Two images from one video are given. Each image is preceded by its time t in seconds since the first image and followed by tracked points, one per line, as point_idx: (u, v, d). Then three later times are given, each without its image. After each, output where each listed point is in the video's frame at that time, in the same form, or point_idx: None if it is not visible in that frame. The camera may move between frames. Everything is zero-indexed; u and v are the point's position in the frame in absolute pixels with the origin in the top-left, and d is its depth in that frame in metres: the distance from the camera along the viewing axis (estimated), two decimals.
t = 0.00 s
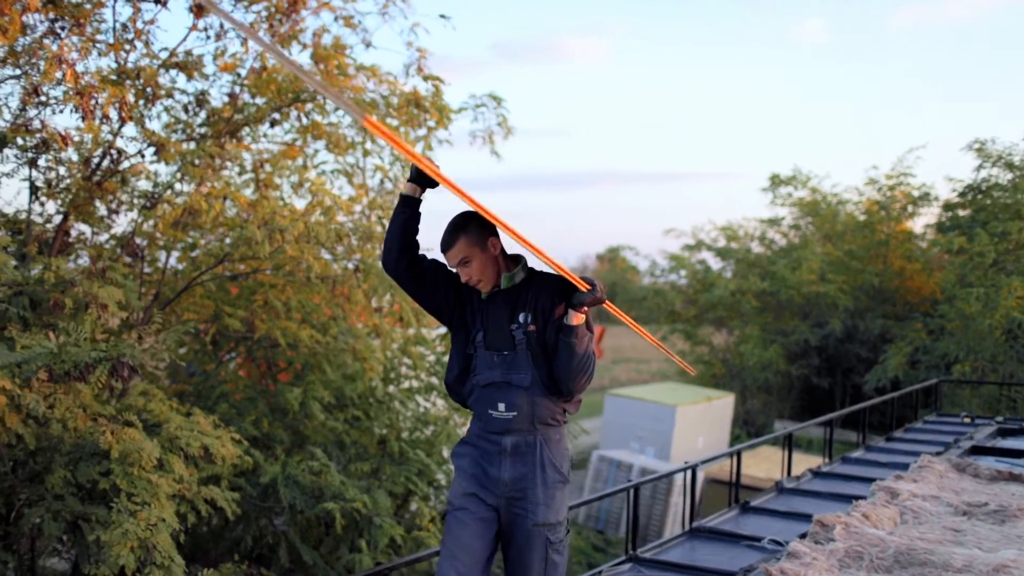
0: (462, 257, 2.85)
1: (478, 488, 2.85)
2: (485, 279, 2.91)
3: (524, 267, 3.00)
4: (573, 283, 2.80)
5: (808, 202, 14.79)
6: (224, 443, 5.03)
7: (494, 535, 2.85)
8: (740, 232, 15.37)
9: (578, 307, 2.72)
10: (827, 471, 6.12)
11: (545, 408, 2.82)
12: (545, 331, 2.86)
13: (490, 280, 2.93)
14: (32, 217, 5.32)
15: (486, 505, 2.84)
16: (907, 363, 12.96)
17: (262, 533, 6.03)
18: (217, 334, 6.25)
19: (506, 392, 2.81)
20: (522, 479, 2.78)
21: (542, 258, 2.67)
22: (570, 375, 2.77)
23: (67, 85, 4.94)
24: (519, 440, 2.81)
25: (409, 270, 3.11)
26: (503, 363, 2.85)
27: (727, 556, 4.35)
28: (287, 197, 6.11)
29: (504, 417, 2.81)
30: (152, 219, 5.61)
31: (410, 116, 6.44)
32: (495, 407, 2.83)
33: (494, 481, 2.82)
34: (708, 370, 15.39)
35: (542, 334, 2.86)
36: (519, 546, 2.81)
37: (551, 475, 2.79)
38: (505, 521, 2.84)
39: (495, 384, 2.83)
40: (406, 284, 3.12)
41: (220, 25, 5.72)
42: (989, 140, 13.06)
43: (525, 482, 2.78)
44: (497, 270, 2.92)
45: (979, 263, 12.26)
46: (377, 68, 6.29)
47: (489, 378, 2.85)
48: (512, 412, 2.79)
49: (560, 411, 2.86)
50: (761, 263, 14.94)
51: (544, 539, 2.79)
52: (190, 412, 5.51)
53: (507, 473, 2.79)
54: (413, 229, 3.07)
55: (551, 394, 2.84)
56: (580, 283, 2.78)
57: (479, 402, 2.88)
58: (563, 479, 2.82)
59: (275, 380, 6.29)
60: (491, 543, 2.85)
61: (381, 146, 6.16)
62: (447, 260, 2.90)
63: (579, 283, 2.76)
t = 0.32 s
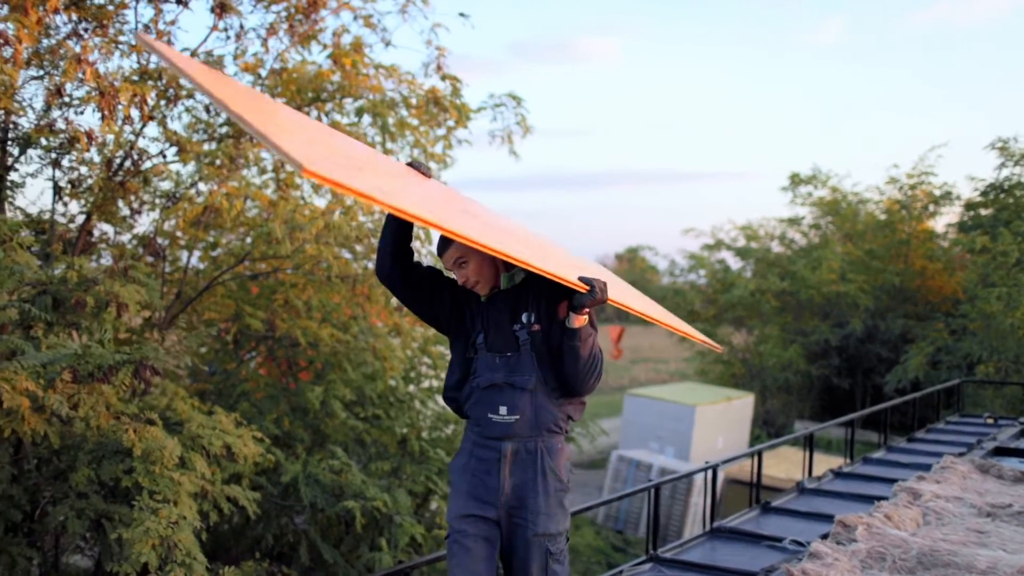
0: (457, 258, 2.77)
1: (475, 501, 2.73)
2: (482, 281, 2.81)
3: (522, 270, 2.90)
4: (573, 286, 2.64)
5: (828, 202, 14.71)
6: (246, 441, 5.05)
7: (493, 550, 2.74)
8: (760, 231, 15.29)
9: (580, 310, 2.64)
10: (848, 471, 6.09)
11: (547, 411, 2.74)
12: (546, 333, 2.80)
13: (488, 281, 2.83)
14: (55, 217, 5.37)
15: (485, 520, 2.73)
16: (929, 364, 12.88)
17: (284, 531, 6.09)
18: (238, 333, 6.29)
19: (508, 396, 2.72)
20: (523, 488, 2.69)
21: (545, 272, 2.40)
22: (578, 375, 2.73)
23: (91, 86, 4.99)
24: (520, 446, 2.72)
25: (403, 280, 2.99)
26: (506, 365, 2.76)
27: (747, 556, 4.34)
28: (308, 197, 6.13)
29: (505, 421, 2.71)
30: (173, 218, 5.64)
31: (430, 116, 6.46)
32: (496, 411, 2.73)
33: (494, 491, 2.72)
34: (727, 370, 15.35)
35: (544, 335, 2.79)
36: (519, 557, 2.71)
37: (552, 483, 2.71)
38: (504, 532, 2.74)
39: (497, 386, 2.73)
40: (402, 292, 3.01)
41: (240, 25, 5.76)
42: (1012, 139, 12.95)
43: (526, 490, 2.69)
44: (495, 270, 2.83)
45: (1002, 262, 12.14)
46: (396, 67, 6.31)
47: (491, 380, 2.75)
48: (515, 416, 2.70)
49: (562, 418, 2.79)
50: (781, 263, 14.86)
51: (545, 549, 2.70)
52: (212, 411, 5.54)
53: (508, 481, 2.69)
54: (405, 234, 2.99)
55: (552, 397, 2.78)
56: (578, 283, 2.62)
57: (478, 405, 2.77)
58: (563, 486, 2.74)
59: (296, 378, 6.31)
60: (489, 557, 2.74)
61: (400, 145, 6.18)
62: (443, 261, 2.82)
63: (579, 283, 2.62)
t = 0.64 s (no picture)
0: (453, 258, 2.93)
1: (481, 501, 2.86)
2: (479, 279, 2.98)
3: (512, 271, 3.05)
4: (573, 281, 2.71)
5: (846, 201, 14.64)
6: (264, 441, 5.06)
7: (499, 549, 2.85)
8: (777, 231, 15.23)
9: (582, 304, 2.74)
10: (866, 472, 6.06)
11: (550, 407, 2.84)
12: (547, 330, 2.92)
13: (484, 279, 3.00)
14: (74, 217, 5.40)
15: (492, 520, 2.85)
16: (947, 364, 12.80)
17: (302, 530, 6.09)
18: (256, 332, 6.29)
19: (510, 392, 2.82)
20: (526, 487, 2.78)
21: (515, 270, 2.44)
22: (582, 368, 2.84)
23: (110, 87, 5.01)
24: (523, 445, 2.82)
25: (398, 286, 3.14)
26: (507, 361, 2.86)
27: (766, 556, 4.33)
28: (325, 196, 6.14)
29: (508, 418, 2.81)
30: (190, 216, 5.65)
31: (446, 116, 6.47)
32: (499, 407, 2.83)
33: (498, 491, 2.84)
34: (744, 370, 15.31)
35: (544, 331, 2.91)
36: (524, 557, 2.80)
37: (555, 483, 2.79)
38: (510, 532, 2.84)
39: (499, 382, 2.84)
40: (400, 300, 3.16)
41: (256, 25, 5.78)
42: None
43: (529, 489, 2.78)
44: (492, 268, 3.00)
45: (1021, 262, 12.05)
46: (413, 67, 6.33)
47: (493, 376, 2.86)
48: (516, 412, 2.79)
49: (566, 414, 2.89)
50: (798, 263, 14.81)
51: (550, 550, 2.78)
52: (230, 411, 5.55)
53: (511, 480, 2.79)
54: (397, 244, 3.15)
55: (554, 393, 2.88)
56: (579, 279, 2.69)
57: (481, 402, 2.88)
58: (568, 487, 2.82)
59: (312, 378, 6.32)
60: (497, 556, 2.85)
61: (417, 145, 6.19)
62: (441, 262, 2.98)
63: (579, 279, 2.69)
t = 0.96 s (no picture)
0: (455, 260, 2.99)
1: (494, 501, 2.89)
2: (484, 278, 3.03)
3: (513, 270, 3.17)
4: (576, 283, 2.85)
5: (863, 201, 14.56)
6: (280, 441, 5.08)
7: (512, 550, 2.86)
8: (793, 231, 15.16)
9: (586, 306, 2.84)
10: (884, 472, 6.04)
11: (558, 405, 2.90)
12: (551, 328, 3.03)
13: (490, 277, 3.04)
14: (92, 217, 5.42)
15: (505, 519, 2.87)
16: (964, 364, 12.72)
17: (318, 529, 6.12)
18: (272, 332, 6.31)
19: (518, 390, 2.88)
20: (537, 484, 2.82)
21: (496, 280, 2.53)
22: (588, 366, 2.95)
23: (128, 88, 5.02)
24: (532, 443, 2.86)
25: (399, 288, 3.20)
26: (514, 360, 2.93)
27: (783, 557, 4.31)
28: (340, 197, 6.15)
29: (516, 417, 2.85)
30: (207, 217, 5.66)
31: (462, 116, 6.47)
32: (508, 406, 2.88)
33: (510, 490, 2.87)
34: (759, 370, 15.27)
35: (547, 329, 3.02)
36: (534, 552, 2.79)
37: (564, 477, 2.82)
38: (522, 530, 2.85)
39: (506, 382, 2.90)
40: (403, 303, 3.23)
41: (271, 24, 5.79)
42: None
43: (540, 485, 2.82)
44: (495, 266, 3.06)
45: None
46: (429, 66, 6.33)
47: (500, 376, 2.92)
48: (524, 410, 2.85)
49: (574, 409, 2.96)
50: (814, 262, 14.74)
51: (560, 543, 2.77)
52: (246, 410, 5.56)
53: (522, 476, 2.83)
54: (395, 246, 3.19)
55: (562, 391, 2.95)
56: (582, 280, 2.82)
57: (490, 402, 2.93)
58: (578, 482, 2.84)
59: (328, 377, 6.33)
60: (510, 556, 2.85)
61: (432, 145, 6.19)
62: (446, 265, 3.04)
63: (582, 281, 2.81)
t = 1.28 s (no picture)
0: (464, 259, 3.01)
1: (507, 500, 2.92)
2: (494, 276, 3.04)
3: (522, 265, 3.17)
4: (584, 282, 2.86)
5: (880, 200, 14.48)
6: (297, 440, 5.11)
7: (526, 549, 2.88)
8: (810, 230, 15.09)
9: (597, 304, 2.85)
10: (902, 472, 6.00)
11: (569, 403, 2.91)
12: (561, 324, 3.04)
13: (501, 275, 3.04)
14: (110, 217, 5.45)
15: (518, 519, 2.90)
16: (982, 365, 12.64)
17: (335, 528, 6.11)
18: (288, 331, 6.33)
19: (527, 390, 2.90)
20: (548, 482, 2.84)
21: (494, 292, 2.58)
22: (600, 363, 2.94)
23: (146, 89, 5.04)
24: (543, 441, 2.88)
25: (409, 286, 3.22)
26: (522, 359, 2.94)
27: (800, 557, 4.30)
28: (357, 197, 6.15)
29: (526, 416, 2.87)
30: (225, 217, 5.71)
31: (478, 116, 6.47)
32: (517, 406, 2.90)
33: (522, 489, 2.89)
34: (775, 370, 15.21)
35: (556, 326, 3.03)
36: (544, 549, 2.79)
37: (574, 474, 2.83)
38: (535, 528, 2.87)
39: (515, 382, 2.91)
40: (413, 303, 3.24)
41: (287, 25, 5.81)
42: None
43: (551, 482, 2.85)
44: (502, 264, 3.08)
45: None
46: (445, 67, 6.34)
47: (508, 376, 2.93)
48: (533, 409, 2.87)
49: (586, 407, 2.96)
50: (831, 262, 14.67)
51: (571, 539, 2.78)
52: (263, 409, 5.59)
53: (533, 475, 2.86)
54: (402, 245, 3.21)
55: (573, 389, 2.95)
56: (591, 279, 2.83)
57: (500, 403, 2.95)
58: (589, 478, 2.85)
59: (345, 377, 6.35)
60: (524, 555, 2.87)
61: (448, 145, 6.20)
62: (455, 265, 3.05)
63: (591, 279, 2.84)
